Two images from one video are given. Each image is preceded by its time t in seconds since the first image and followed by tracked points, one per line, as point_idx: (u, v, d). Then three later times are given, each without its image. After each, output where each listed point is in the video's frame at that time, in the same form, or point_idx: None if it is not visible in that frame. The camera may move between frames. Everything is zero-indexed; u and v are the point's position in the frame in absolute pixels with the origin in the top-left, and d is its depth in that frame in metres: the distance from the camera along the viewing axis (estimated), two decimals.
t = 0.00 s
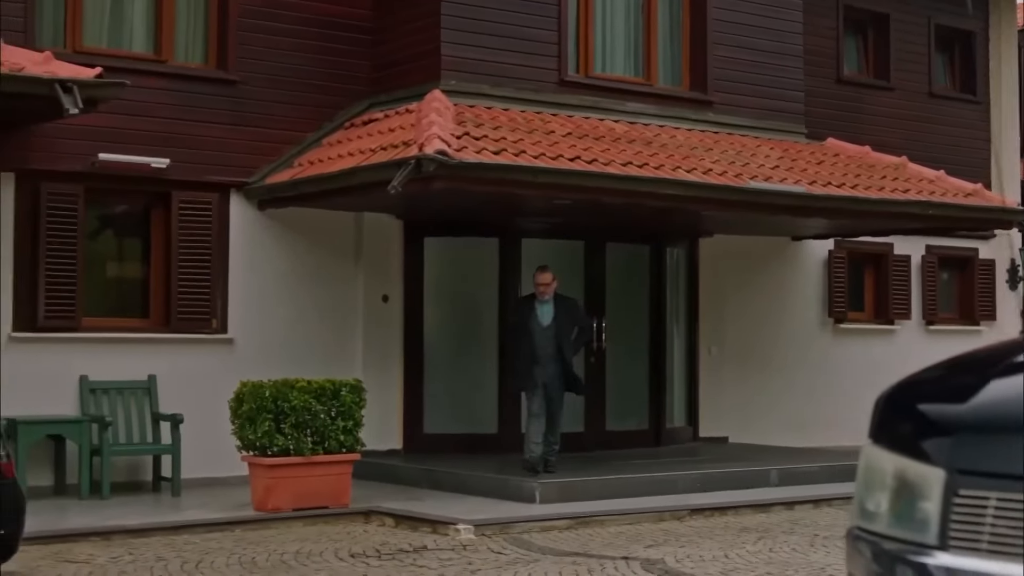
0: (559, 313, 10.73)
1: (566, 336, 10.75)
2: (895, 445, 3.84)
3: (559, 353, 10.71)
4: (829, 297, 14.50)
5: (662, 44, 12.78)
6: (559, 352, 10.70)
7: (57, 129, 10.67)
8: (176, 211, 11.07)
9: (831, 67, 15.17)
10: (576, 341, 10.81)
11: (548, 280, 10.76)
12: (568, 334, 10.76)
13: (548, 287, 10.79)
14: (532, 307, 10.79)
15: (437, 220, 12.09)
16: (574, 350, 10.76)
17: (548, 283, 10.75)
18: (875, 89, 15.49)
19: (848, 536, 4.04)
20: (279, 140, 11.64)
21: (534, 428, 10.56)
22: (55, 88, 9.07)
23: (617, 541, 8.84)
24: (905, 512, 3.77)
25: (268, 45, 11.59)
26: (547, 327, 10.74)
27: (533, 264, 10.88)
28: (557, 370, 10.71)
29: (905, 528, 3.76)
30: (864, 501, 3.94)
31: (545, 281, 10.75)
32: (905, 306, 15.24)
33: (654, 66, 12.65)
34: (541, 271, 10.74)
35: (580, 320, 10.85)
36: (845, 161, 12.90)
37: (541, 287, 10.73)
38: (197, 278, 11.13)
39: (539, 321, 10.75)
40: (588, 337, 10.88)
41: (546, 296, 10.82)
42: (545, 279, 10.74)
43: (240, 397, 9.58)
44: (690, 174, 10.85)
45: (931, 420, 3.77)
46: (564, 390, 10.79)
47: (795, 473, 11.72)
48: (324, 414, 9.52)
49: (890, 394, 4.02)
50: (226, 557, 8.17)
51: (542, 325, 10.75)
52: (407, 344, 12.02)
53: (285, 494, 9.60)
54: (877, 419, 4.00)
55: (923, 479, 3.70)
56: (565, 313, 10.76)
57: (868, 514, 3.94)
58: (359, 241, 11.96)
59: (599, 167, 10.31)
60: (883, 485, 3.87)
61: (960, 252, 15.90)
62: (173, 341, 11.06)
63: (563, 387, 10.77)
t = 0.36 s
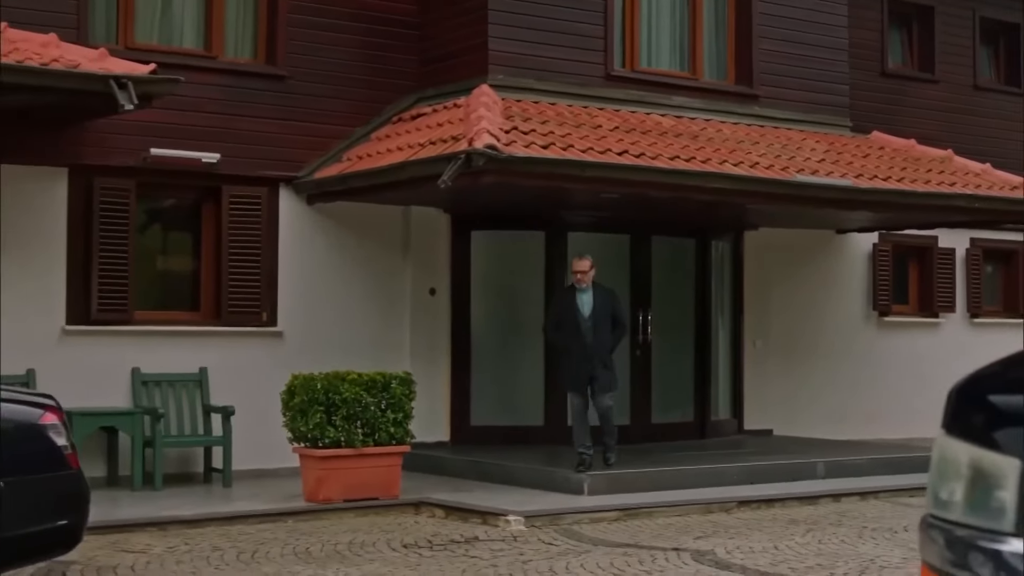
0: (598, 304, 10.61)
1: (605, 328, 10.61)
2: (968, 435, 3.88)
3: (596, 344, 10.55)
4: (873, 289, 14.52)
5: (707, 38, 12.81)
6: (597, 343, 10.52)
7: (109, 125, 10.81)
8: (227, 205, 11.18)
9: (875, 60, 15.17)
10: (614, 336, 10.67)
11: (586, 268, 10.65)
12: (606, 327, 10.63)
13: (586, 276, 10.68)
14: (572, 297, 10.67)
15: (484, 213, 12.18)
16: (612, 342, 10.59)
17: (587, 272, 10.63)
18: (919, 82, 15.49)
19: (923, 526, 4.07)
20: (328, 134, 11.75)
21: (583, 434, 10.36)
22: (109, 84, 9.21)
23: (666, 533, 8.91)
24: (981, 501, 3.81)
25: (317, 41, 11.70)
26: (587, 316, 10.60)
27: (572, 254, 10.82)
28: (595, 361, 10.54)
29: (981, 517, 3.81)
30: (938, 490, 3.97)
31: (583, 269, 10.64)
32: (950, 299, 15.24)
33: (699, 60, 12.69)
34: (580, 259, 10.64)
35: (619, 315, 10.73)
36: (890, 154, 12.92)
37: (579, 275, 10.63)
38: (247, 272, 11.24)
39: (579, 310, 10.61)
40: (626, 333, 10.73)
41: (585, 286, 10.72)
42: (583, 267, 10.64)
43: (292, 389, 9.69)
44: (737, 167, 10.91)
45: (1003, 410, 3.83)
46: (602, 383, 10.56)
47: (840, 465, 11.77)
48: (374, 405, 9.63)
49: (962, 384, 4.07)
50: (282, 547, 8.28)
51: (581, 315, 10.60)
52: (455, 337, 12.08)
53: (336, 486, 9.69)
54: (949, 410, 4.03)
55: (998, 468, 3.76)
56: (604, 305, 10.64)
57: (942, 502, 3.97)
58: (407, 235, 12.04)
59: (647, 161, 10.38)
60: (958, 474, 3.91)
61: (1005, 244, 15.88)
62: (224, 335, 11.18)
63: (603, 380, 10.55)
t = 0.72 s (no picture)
0: (634, 310, 10.01)
1: (641, 334, 9.91)
2: None
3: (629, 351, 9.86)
4: (914, 282, 14.56)
5: (749, 34, 12.85)
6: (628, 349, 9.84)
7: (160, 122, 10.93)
8: (274, 200, 11.30)
9: (917, 55, 15.18)
10: (655, 344, 9.91)
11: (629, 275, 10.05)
12: (645, 335, 9.92)
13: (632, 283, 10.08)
14: (613, 306, 10.18)
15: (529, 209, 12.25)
16: (645, 348, 9.83)
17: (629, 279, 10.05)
18: (961, 77, 15.49)
19: (997, 511, 4.87)
20: (374, 130, 11.83)
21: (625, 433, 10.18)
22: (163, 83, 9.37)
23: (714, 526, 8.99)
24: None
25: (363, 37, 11.79)
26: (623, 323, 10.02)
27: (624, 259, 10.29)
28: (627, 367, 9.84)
29: None
30: (1012, 480, 4.79)
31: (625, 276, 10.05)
32: (991, 294, 15.23)
33: (742, 55, 12.74)
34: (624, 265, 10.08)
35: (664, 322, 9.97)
36: (933, 149, 12.94)
37: (619, 281, 10.08)
38: (295, 267, 11.35)
39: (615, 319, 10.10)
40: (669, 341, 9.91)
41: (629, 293, 10.14)
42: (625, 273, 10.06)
43: (341, 383, 9.82)
44: (781, 162, 10.96)
45: None
46: (636, 391, 9.77)
47: (884, 459, 11.81)
48: (423, 399, 9.75)
49: None
50: (334, 539, 8.38)
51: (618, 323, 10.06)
52: (499, 331, 12.20)
53: (384, 479, 9.83)
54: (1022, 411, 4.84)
55: None
56: (643, 311, 9.99)
57: (1014, 490, 4.79)
58: (452, 230, 12.10)
59: (692, 156, 10.44)
60: None
61: None
62: (272, 330, 11.30)
63: (634, 390, 9.78)
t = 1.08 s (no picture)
0: (685, 306, 9.61)
1: (692, 331, 9.56)
2: None
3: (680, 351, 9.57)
4: (981, 272, 14.48)
5: (815, 25, 12.86)
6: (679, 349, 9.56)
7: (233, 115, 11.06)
8: (344, 192, 11.42)
9: (982, 45, 15.14)
10: (707, 341, 9.54)
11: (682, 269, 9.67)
12: (697, 332, 9.56)
13: (684, 277, 9.68)
14: (666, 299, 9.79)
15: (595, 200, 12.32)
16: (696, 347, 9.52)
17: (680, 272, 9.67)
18: None
19: None
20: (442, 123, 11.92)
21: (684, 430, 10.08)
22: (238, 77, 9.52)
23: (786, 515, 9.05)
24: None
25: (431, 30, 11.88)
26: (674, 320, 9.64)
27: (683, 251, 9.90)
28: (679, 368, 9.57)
29: None
30: None
31: (678, 269, 9.67)
32: None
33: (808, 46, 12.75)
34: (678, 257, 9.71)
35: (717, 318, 9.57)
36: (1000, 139, 12.91)
37: (672, 274, 9.71)
38: (365, 258, 11.49)
39: (667, 315, 9.70)
40: (722, 338, 9.51)
41: (682, 286, 9.72)
42: (677, 265, 9.69)
43: (413, 373, 9.92)
44: (849, 153, 10.97)
45: None
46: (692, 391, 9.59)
47: (952, 450, 11.83)
48: (494, 388, 9.87)
49: None
50: (409, 527, 8.50)
51: (670, 320, 9.68)
52: (566, 323, 12.29)
53: (456, 468, 9.93)
54: None
55: None
56: (694, 306, 9.58)
57: None
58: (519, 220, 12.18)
59: (761, 148, 10.48)
60: None
61: None
62: (343, 320, 11.42)
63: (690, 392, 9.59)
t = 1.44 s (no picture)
0: (739, 294, 9.33)
1: (745, 319, 9.27)
2: None
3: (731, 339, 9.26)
4: None
5: (885, 11, 12.85)
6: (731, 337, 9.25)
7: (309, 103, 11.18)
8: (417, 179, 11.53)
9: None
10: (760, 330, 9.26)
11: (731, 255, 9.41)
12: (750, 320, 9.27)
13: (733, 263, 9.42)
14: (715, 287, 9.51)
15: (666, 186, 12.38)
16: (749, 334, 9.21)
17: (729, 258, 9.41)
18: None
19: None
20: (514, 110, 12.02)
21: (734, 429, 9.83)
22: (317, 66, 9.67)
23: (860, 500, 9.09)
24: None
25: (503, 18, 11.97)
26: (727, 308, 9.36)
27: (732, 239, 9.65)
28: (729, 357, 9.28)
29: None
30: None
31: (727, 255, 9.42)
32: None
33: (878, 32, 12.76)
34: (727, 243, 9.45)
35: (770, 306, 9.29)
36: None
37: (721, 261, 9.45)
38: (439, 245, 11.61)
39: (718, 302, 9.42)
40: (775, 327, 9.24)
41: (733, 274, 9.45)
42: (726, 251, 9.43)
43: (488, 358, 10.04)
44: (922, 140, 10.98)
45: None
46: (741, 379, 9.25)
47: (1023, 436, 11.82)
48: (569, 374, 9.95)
49: None
50: (487, 510, 8.62)
51: (722, 307, 9.39)
52: (637, 307, 12.40)
53: (530, 452, 10.04)
54: None
55: None
56: (748, 294, 9.31)
57: None
58: (589, 206, 12.27)
59: (833, 134, 10.51)
60: None
61: None
62: (416, 305, 11.54)
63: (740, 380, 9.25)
